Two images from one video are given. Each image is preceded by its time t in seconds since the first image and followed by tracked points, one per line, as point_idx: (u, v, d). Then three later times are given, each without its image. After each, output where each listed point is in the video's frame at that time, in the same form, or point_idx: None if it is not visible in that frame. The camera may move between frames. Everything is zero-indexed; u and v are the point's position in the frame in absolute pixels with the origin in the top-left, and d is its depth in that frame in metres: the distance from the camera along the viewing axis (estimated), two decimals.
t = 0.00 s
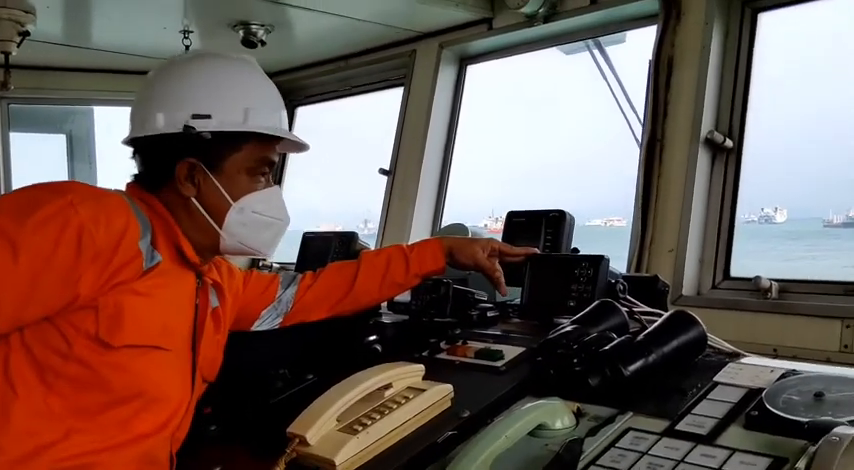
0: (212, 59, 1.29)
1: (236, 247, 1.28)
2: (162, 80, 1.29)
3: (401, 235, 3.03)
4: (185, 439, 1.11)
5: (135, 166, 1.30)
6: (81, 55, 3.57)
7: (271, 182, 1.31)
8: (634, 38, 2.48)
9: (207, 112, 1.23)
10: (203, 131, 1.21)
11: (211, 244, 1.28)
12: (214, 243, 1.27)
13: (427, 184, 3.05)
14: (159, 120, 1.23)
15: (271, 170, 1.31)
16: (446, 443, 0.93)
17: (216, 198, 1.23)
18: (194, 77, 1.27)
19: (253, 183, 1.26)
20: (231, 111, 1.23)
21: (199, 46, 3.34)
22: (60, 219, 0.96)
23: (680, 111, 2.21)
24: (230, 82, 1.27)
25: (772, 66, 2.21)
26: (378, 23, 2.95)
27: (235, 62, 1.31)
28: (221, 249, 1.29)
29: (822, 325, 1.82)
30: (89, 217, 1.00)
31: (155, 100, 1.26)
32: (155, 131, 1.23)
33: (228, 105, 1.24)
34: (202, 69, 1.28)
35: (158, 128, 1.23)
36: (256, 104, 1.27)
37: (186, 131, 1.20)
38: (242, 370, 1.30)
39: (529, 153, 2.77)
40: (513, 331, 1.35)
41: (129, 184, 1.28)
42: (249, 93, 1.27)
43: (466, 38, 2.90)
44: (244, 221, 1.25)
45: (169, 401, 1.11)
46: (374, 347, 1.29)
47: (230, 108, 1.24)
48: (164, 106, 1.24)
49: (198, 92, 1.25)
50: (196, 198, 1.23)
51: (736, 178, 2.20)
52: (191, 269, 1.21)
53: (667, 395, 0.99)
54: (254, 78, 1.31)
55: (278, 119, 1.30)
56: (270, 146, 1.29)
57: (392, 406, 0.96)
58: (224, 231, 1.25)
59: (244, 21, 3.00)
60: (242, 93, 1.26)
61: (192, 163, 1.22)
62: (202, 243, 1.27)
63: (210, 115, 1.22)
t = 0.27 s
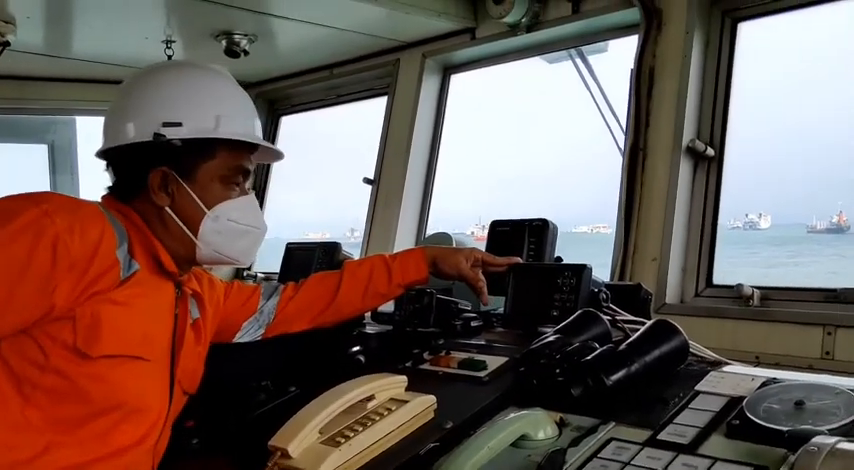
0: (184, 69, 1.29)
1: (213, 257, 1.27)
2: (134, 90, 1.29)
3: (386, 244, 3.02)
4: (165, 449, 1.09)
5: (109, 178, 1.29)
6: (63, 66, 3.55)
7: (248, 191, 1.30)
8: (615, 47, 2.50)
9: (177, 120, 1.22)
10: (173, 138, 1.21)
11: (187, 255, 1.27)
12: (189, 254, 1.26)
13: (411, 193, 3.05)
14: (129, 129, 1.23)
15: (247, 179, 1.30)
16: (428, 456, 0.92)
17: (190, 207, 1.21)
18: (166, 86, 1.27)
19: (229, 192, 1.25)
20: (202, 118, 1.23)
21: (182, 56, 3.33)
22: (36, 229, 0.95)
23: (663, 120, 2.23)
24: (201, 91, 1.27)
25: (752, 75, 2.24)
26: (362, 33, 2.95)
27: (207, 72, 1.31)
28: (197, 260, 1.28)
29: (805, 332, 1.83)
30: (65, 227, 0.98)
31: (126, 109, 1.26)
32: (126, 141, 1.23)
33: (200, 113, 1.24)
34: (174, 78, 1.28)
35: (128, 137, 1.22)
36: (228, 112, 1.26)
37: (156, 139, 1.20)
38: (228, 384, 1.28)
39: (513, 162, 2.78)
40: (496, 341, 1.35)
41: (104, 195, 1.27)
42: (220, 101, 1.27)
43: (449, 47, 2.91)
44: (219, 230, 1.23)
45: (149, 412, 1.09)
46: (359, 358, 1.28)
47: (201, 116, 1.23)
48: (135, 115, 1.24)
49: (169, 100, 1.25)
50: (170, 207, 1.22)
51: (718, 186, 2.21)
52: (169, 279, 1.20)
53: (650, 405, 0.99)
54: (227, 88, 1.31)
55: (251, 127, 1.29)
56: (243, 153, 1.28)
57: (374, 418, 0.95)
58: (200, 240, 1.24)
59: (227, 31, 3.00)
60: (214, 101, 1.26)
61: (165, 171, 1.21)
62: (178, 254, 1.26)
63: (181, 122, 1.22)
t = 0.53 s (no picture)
0: (171, 73, 1.29)
1: (201, 262, 1.26)
2: (121, 95, 1.28)
3: (376, 248, 3.01)
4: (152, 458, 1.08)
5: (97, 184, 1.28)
6: (50, 69, 3.53)
7: (236, 195, 1.29)
8: (604, 51, 2.51)
9: (166, 124, 1.22)
10: (162, 142, 1.20)
11: (175, 261, 1.26)
12: (178, 260, 1.25)
13: (401, 196, 3.04)
14: (117, 133, 1.22)
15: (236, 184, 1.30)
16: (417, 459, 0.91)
17: (179, 211, 1.20)
18: (153, 91, 1.26)
19: (217, 196, 1.24)
20: (191, 122, 1.23)
21: (170, 60, 3.31)
22: (23, 235, 0.93)
23: (651, 123, 2.23)
24: (189, 95, 1.27)
25: (739, 78, 2.25)
26: (351, 36, 2.95)
27: (194, 77, 1.31)
28: (185, 265, 1.26)
29: (793, 333, 1.84)
30: (54, 232, 0.97)
31: (113, 114, 1.25)
32: (114, 146, 1.21)
33: (188, 117, 1.23)
34: (161, 83, 1.28)
35: (115, 141, 1.21)
36: (217, 116, 1.26)
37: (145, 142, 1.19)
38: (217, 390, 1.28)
39: (502, 165, 2.78)
40: (485, 344, 1.34)
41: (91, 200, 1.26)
42: (209, 106, 1.27)
43: (438, 50, 2.91)
44: (207, 234, 1.22)
45: (136, 419, 1.08)
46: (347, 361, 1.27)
47: (189, 119, 1.23)
48: (123, 119, 1.23)
49: (157, 105, 1.24)
50: (159, 212, 1.20)
51: (706, 188, 2.22)
52: (158, 284, 1.19)
53: (638, 407, 0.99)
54: (214, 92, 1.31)
55: (239, 131, 1.29)
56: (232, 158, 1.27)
57: (363, 422, 0.95)
58: (188, 245, 1.23)
59: (215, 34, 2.98)
60: (203, 105, 1.26)
61: (154, 175, 1.20)
62: (167, 259, 1.24)
63: (169, 126, 1.21)
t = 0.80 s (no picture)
0: (171, 73, 1.29)
1: (199, 263, 1.25)
2: (120, 93, 1.27)
3: (372, 247, 3.01)
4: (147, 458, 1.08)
5: (92, 182, 1.26)
6: (44, 68, 3.51)
7: (234, 197, 1.29)
8: (599, 49, 2.51)
9: (169, 124, 1.22)
10: (166, 142, 1.20)
11: (173, 262, 1.24)
12: (177, 260, 1.24)
13: (396, 195, 3.04)
14: (118, 131, 1.21)
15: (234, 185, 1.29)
16: (413, 458, 0.90)
17: (179, 212, 1.19)
18: (153, 91, 1.26)
19: (216, 197, 1.23)
20: (193, 123, 1.23)
21: (164, 59, 3.30)
22: (22, 234, 0.91)
23: (646, 121, 2.23)
24: (190, 96, 1.27)
25: (734, 77, 2.25)
26: (346, 35, 2.94)
27: (194, 77, 1.31)
28: (183, 266, 1.25)
29: (789, 332, 1.84)
30: (52, 232, 0.95)
31: (113, 113, 1.24)
32: (115, 144, 1.20)
33: (191, 118, 1.23)
34: (161, 83, 1.27)
35: (116, 140, 1.20)
36: (218, 118, 1.26)
37: (149, 142, 1.18)
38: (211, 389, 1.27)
39: (498, 164, 2.77)
40: (482, 342, 1.34)
41: (87, 199, 1.24)
42: (210, 107, 1.27)
43: (433, 50, 2.91)
44: (206, 236, 1.21)
45: (132, 419, 1.07)
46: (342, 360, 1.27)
47: (191, 120, 1.23)
48: (124, 119, 1.22)
49: (159, 105, 1.24)
50: (158, 212, 1.19)
51: (701, 186, 2.23)
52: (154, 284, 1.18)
53: (635, 405, 0.98)
54: (213, 93, 1.31)
55: (238, 133, 1.30)
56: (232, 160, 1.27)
57: (358, 420, 0.94)
58: (187, 246, 1.22)
59: (210, 33, 2.97)
60: (204, 106, 1.26)
61: (154, 175, 1.19)
62: (164, 260, 1.23)
63: (172, 126, 1.21)
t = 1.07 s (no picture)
0: (167, 72, 1.28)
1: (194, 264, 1.24)
2: (115, 92, 1.26)
3: (366, 247, 3.00)
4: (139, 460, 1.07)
5: (86, 182, 1.26)
6: (37, 68, 3.49)
7: (228, 198, 1.28)
8: (594, 49, 2.51)
9: (164, 124, 1.21)
10: (161, 142, 1.19)
11: (168, 263, 1.24)
12: (172, 261, 1.23)
13: (391, 195, 3.03)
14: (113, 131, 1.20)
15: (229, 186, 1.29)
16: (407, 457, 0.90)
17: (174, 212, 1.19)
18: (148, 89, 1.25)
19: (212, 197, 1.22)
20: (189, 123, 1.22)
21: (158, 58, 3.29)
22: (13, 234, 0.92)
23: (642, 121, 2.23)
24: (186, 95, 1.26)
25: (729, 77, 2.25)
26: (341, 34, 2.93)
27: (189, 76, 1.30)
28: (177, 267, 1.24)
29: (784, 331, 1.84)
30: (43, 233, 0.96)
31: (108, 112, 1.23)
32: (110, 144, 1.19)
33: (187, 118, 1.22)
34: (156, 82, 1.26)
35: (112, 140, 1.19)
36: (214, 118, 1.26)
37: (145, 142, 1.18)
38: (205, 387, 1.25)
39: (493, 163, 2.77)
40: (477, 342, 1.33)
41: (80, 199, 1.23)
42: (207, 107, 1.26)
43: (428, 49, 2.91)
44: (201, 236, 1.21)
45: (124, 421, 1.06)
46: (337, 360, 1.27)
47: (187, 120, 1.22)
48: (120, 118, 1.21)
49: (155, 105, 1.23)
50: (153, 212, 1.19)
51: (696, 186, 2.23)
52: (148, 286, 1.17)
53: (630, 404, 0.98)
54: (209, 92, 1.30)
55: (234, 133, 1.29)
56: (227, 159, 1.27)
57: (352, 420, 0.94)
58: (182, 246, 1.21)
59: (204, 32, 2.96)
60: (201, 106, 1.25)
61: (150, 175, 1.18)
62: (158, 260, 1.22)
63: (168, 126, 1.21)
